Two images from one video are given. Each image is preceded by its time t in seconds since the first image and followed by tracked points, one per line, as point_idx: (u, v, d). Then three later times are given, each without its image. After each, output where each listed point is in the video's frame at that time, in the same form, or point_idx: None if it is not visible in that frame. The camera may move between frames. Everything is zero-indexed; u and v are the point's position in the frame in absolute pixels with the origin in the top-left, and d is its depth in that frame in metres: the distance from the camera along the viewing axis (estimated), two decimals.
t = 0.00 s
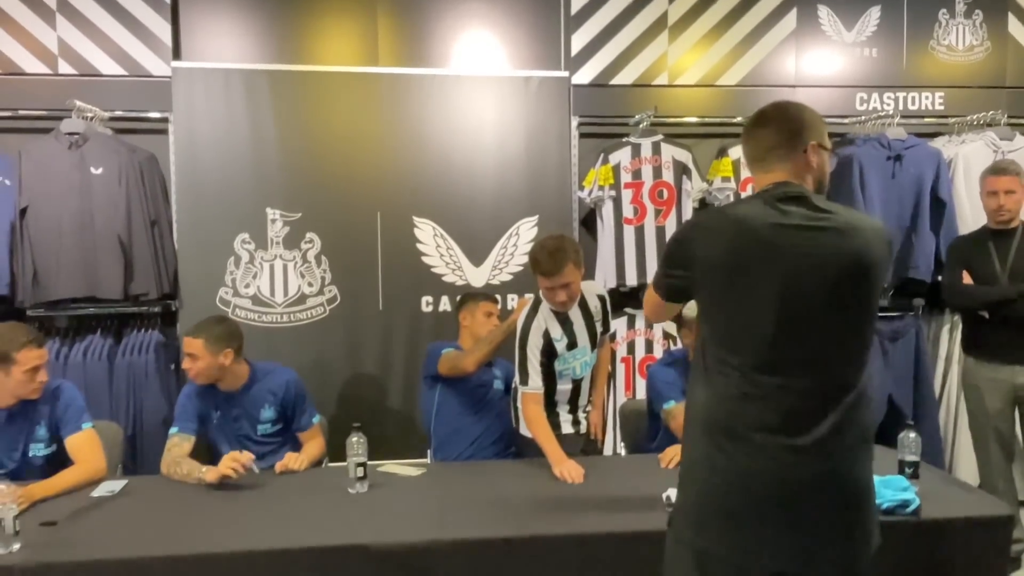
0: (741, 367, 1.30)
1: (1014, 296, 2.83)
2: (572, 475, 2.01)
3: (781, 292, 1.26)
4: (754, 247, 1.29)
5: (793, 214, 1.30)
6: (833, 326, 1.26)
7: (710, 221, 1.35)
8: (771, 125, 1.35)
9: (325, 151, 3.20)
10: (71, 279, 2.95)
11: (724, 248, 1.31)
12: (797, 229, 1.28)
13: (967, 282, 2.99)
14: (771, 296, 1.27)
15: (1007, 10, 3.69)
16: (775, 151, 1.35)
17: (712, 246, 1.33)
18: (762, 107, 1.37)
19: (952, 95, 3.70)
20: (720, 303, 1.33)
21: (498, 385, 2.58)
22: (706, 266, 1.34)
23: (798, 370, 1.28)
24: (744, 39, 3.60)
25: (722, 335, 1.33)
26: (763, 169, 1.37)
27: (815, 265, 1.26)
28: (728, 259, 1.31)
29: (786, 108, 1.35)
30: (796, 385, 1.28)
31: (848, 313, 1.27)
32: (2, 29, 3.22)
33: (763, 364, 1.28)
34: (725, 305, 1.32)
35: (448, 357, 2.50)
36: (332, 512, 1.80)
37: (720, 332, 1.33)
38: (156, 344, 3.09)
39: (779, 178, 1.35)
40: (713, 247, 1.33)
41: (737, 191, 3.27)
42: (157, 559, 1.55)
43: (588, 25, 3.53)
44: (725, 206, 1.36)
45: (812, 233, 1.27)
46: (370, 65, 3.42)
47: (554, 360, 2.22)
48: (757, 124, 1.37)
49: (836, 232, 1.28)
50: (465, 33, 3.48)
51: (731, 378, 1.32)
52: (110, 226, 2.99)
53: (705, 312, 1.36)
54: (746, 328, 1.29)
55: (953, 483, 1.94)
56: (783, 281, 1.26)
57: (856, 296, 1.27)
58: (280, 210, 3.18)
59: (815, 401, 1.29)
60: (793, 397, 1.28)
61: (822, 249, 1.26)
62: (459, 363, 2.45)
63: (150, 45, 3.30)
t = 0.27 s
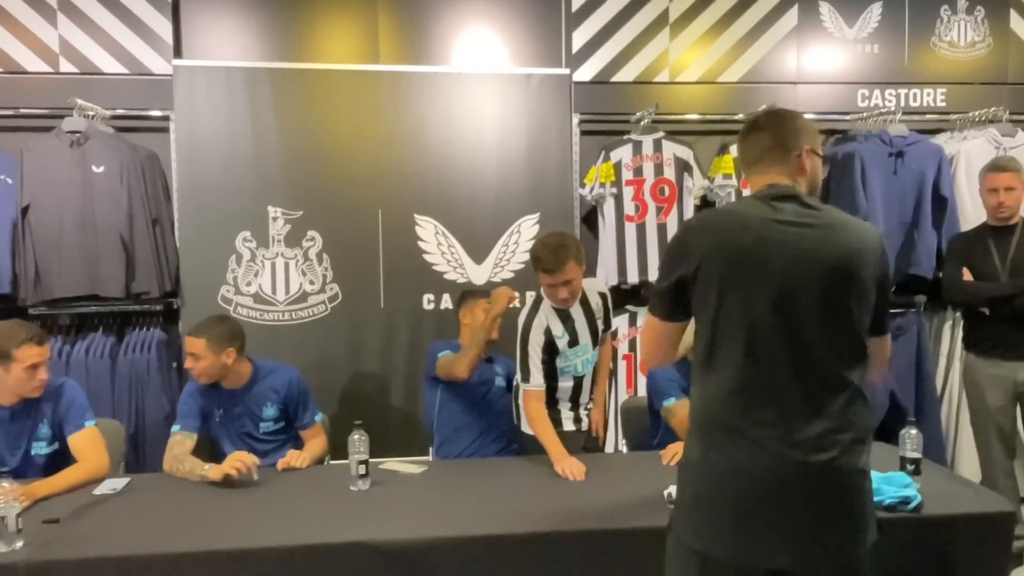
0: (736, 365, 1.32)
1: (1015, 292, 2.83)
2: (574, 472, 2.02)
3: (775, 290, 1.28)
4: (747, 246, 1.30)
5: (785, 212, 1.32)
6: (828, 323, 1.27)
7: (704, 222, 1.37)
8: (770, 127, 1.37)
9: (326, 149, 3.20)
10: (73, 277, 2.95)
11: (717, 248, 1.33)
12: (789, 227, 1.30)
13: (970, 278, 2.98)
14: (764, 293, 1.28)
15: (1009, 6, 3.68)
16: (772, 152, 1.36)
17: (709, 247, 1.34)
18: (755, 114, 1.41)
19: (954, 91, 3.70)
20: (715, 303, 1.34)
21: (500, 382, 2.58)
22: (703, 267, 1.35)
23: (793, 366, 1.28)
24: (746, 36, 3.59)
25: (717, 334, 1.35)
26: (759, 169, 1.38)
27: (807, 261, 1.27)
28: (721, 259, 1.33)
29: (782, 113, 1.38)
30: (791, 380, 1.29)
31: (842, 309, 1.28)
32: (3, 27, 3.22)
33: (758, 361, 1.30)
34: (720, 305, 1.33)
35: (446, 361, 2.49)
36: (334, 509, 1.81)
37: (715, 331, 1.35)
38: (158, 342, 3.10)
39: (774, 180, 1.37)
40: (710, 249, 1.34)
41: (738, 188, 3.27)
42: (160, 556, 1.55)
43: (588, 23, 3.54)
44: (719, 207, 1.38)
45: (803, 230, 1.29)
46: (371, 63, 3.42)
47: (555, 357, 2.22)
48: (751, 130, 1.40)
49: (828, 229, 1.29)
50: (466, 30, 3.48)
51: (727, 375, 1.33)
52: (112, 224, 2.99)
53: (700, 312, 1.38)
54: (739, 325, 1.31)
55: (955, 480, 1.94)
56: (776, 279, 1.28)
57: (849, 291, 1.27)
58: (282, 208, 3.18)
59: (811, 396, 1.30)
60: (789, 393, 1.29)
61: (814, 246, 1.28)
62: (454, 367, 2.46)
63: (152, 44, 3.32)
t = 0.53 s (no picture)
0: (736, 365, 1.32)
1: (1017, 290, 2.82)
2: (574, 471, 2.02)
3: (773, 289, 1.29)
4: (744, 247, 1.32)
5: (780, 213, 1.34)
6: (825, 321, 1.29)
7: (701, 227, 1.38)
8: (764, 139, 1.43)
9: (327, 148, 3.20)
10: (74, 277, 2.95)
11: (715, 251, 1.34)
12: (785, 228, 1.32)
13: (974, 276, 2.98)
14: (762, 293, 1.30)
15: (1011, 4, 3.67)
16: (770, 159, 1.41)
17: (708, 249, 1.35)
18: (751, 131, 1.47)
19: (955, 89, 3.69)
20: (714, 304, 1.35)
21: (496, 378, 2.58)
22: (704, 268, 1.36)
23: (792, 365, 1.29)
24: (747, 34, 3.59)
25: (716, 336, 1.35)
26: (757, 178, 1.42)
27: (804, 260, 1.29)
28: (720, 261, 1.34)
29: (773, 128, 1.45)
30: (791, 379, 1.29)
31: (839, 308, 1.30)
32: (4, 26, 3.22)
33: (757, 360, 1.30)
34: (719, 306, 1.34)
35: (421, 390, 2.47)
36: (336, 508, 1.81)
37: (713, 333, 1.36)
38: (159, 341, 3.10)
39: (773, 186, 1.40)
40: (710, 250, 1.35)
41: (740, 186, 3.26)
42: (161, 555, 1.55)
43: (590, 21, 3.54)
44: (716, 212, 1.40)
45: (799, 231, 1.31)
46: (372, 62, 3.41)
47: (556, 356, 2.22)
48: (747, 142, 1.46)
49: (822, 229, 1.32)
50: (466, 29, 3.48)
51: (726, 375, 1.34)
52: (113, 223, 2.99)
53: (700, 315, 1.38)
54: (738, 325, 1.32)
55: (956, 479, 1.94)
56: (775, 279, 1.29)
57: (845, 290, 1.30)
58: (283, 207, 3.18)
59: (812, 395, 1.30)
60: (790, 392, 1.30)
61: (809, 246, 1.30)
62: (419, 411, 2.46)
63: (153, 43, 3.32)
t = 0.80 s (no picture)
0: (736, 367, 1.34)
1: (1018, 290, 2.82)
2: (574, 470, 2.02)
3: (769, 291, 1.32)
4: (739, 253, 1.35)
5: (771, 220, 1.38)
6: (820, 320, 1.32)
7: (695, 238, 1.41)
8: (758, 157, 1.47)
9: (327, 148, 3.20)
10: (74, 276, 2.95)
11: (710, 259, 1.37)
12: (775, 232, 1.36)
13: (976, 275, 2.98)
14: (759, 296, 1.32)
15: (1011, 4, 3.67)
16: (764, 176, 1.45)
17: (706, 255, 1.38)
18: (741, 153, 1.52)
19: (955, 89, 3.69)
20: (711, 310, 1.37)
21: (483, 376, 2.53)
22: (702, 274, 1.38)
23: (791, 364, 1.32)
24: (747, 34, 3.59)
25: (714, 341, 1.37)
26: (752, 193, 1.45)
27: (800, 262, 1.33)
28: (715, 268, 1.36)
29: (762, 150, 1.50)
30: (790, 377, 1.31)
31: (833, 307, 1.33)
32: (4, 25, 3.22)
33: (756, 360, 1.33)
34: (717, 312, 1.36)
35: (410, 421, 2.41)
36: (336, 507, 1.81)
37: (710, 338, 1.38)
38: (160, 341, 3.10)
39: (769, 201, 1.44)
40: (708, 256, 1.38)
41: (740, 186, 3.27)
42: (162, 554, 1.55)
43: (590, 21, 3.54)
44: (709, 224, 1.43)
45: (790, 236, 1.36)
46: (372, 62, 3.42)
47: (557, 350, 2.21)
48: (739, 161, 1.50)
49: (812, 233, 1.37)
50: (467, 28, 3.48)
51: (726, 378, 1.35)
52: (113, 223, 2.99)
53: (700, 320, 1.40)
54: (735, 327, 1.34)
55: (956, 478, 1.94)
56: (770, 281, 1.33)
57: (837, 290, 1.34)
58: (283, 207, 3.18)
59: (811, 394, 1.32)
60: (789, 391, 1.31)
61: (801, 249, 1.34)
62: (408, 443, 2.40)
63: (154, 43, 3.32)
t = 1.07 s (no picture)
0: (733, 363, 1.36)
1: (1015, 293, 2.83)
2: (566, 463, 2.08)
3: (762, 291, 1.35)
4: (731, 257, 1.39)
5: (763, 226, 1.42)
6: (813, 318, 1.34)
7: (690, 246, 1.45)
8: (749, 172, 1.50)
9: (326, 149, 3.20)
10: (73, 276, 2.96)
11: (704, 263, 1.41)
12: (767, 237, 1.40)
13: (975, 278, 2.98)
14: (752, 296, 1.35)
15: (1009, 7, 3.68)
16: (756, 189, 1.47)
17: (703, 259, 1.41)
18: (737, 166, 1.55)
19: (954, 92, 3.70)
20: (707, 312, 1.39)
21: (467, 381, 2.53)
22: (699, 276, 1.41)
23: (786, 361, 1.33)
24: (746, 36, 3.60)
25: (709, 342, 1.40)
26: (745, 205, 1.48)
27: (794, 263, 1.36)
28: (710, 273, 1.40)
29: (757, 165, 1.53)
30: (785, 374, 1.33)
31: (826, 306, 1.35)
32: (3, 25, 3.23)
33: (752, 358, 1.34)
34: (712, 313, 1.38)
35: (402, 438, 2.37)
36: (333, 507, 1.81)
37: (708, 337, 1.40)
38: (158, 341, 3.10)
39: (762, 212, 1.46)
40: (704, 259, 1.41)
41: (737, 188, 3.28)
42: (159, 553, 1.55)
43: (589, 22, 3.54)
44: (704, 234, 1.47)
45: (782, 241, 1.39)
46: (371, 63, 3.42)
47: (560, 336, 2.28)
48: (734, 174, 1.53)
49: (804, 237, 1.40)
50: (466, 30, 3.48)
51: (722, 377, 1.37)
52: (112, 223, 2.99)
53: (697, 321, 1.42)
54: (730, 327, 1.36)
55: (952, 480, 1.94)
56: (763, 281, 1.35)
57: (830, 290, 1.36)
58: (282, 207, 3.18)
59: (808, 389, 1.33)
60: (785, 387, 1.32)
61: (792, 252, 1.37)
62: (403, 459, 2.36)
63: (153, 44, 3.32)
